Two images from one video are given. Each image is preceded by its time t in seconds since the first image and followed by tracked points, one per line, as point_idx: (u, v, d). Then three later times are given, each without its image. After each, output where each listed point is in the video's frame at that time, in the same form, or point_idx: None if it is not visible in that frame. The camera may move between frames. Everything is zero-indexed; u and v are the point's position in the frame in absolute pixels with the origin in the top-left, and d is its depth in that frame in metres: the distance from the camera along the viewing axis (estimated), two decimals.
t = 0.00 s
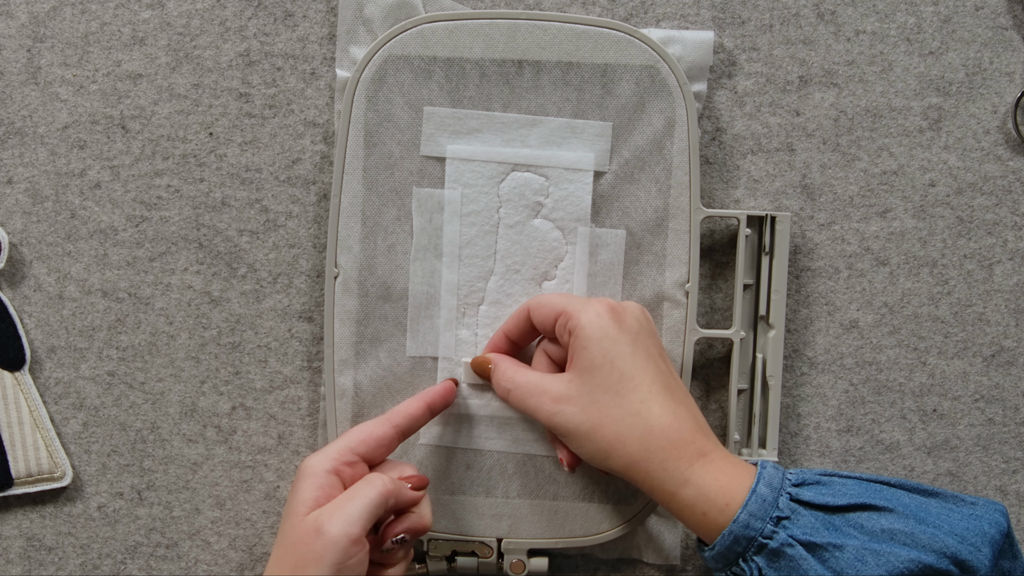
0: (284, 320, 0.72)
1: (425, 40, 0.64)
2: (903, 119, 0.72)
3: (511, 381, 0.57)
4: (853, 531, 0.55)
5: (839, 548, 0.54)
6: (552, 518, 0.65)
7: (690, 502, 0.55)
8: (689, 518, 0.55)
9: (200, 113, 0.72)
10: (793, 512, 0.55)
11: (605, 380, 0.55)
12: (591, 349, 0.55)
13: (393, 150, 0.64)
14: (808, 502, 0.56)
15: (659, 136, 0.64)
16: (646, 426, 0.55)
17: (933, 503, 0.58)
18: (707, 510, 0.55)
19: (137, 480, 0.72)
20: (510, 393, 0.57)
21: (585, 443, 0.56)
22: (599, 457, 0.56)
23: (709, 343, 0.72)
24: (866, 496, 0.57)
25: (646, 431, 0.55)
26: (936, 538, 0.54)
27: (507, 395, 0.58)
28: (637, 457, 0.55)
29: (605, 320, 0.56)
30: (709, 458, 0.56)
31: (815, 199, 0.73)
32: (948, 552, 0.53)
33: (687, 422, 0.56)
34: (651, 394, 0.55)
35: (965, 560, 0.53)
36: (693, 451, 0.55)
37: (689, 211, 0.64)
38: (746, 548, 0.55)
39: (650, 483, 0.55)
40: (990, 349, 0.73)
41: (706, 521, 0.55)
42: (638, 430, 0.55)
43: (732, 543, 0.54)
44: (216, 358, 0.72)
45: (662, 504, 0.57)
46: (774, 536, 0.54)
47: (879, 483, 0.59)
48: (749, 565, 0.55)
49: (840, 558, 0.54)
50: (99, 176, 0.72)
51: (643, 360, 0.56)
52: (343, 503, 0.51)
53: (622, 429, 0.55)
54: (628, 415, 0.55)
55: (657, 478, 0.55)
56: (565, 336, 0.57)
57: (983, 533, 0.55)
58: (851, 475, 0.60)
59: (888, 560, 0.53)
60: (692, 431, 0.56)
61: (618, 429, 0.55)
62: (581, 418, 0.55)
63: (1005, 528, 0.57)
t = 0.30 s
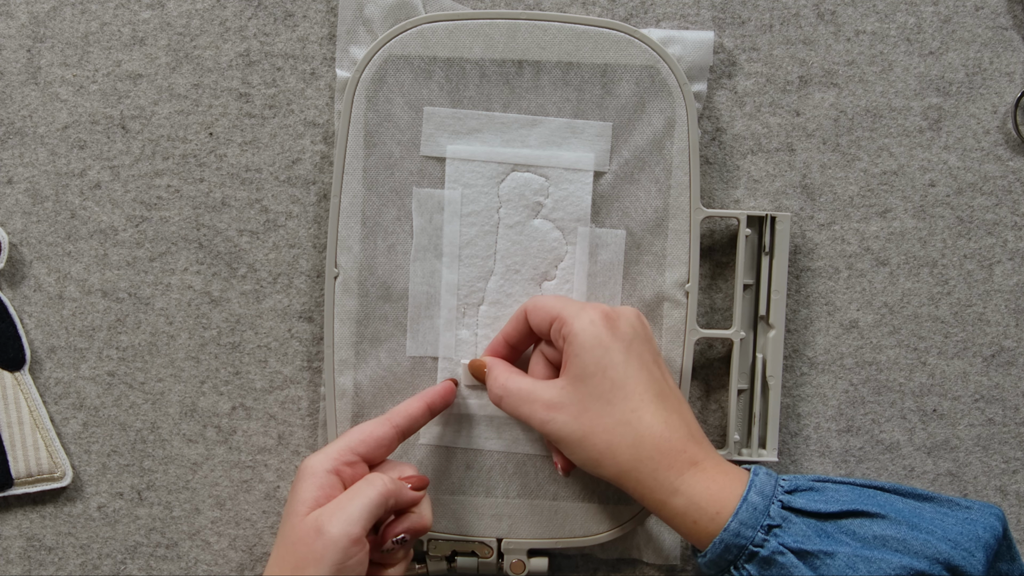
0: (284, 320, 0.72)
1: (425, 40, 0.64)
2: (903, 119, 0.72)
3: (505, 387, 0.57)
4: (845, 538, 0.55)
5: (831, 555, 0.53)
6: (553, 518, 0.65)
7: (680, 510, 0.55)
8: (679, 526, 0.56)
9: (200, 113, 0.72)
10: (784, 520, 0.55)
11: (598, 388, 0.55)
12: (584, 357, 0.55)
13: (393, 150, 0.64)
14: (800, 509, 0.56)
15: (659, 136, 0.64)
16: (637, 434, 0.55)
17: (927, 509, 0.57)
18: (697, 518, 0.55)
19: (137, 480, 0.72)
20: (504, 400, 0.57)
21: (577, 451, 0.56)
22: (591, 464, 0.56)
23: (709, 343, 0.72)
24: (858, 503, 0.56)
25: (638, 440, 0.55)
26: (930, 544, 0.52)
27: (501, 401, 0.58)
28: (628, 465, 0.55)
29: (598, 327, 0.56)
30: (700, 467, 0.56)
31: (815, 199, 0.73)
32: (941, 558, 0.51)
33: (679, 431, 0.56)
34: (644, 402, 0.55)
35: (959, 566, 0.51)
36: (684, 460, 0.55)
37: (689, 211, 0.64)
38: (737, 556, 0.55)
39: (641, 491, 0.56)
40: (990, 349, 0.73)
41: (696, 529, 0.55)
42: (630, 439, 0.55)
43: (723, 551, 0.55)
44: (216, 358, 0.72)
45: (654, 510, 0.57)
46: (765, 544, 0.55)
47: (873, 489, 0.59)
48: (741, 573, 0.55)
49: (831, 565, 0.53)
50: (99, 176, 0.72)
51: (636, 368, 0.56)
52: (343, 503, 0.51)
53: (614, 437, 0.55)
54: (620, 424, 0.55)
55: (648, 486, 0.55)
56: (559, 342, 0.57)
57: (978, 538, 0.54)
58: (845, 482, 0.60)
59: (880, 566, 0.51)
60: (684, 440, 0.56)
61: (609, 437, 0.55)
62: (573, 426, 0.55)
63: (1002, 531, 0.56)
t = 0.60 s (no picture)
0: (284, 320, 0.72)
1: (425, 40, 0.64)
2: (903, 119, 0.72)
3: (500, 393, 0.57)
4: (840, 542, 0.55)
5: (825, 559, 0.53)
6: (553, 518, 0.65)
7: (674, 515, 0.56)
8: (673, 530, 0.56)
9: (200, 113, 0.72)
10: (778, 525, 0.55)
11: (592, 394, 0.55)
12: (578, 362, 0.55)
13: (393, 150, 0.64)
14: (794, 514, 0.56)
15: (659, 136, 0.64)
16: (631, 440, 0.55)
17: (923, 512, 0.57)
18: (690, 524, 0.56)
19: (137, 480, 0.72)
20: (499, 405, 0.57)
21: (571, 456, 0.56)
22: (585, 470, 0.57)
23: (709, 343, 0.72)
24: (853, 507, 0.56)
25: (631, 446, 0.55)
26: (925, 547, 0.52)
27: (496, 405, 0.58)
28: (622, 471, 0.56)
29: (592, 333, 0.56)
30: (694, 472, 0.56)
31: (815, 199, 0.73)
32: (936, 561, 0.51)
33: (673, 436, 0.56)
34: (637, 408, 0.56)
35: (954, 569, 0.51)
36: (677, 466, 0.56)
37: (689, 211, 0.64)
38: (731, 561, 0.55)
39: (634, 496, 0.56)
40: (990, 349, 0.73)
41: (690, 535, 0.56)
42: (623, 445, 0.55)
43: (717, 555, 0.55)
44: (216, 358, 0.72)
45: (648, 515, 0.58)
46: (758, 549, 0.55)
47: (869, 493, 0.59)
48: None
49: (825, 570, 0.52)
50: (99, 176, 0.72)
51: (630, 373, 0.56)
52: (374, 522, 0.51)
53: (608, 443, 0.55)
54: (614, 430, 0.55)
55: (641, 491, 0.56)
56: (554, 347, 0.57)
57: (974, 540, 0.53)
58: (841, 485, 0.60)
59: (874, 570, 0.51)
60: (677, 446, 0.56)
61: (603, 442, 0.55)
62: (567, 432, 0.56)
63: (1000, 533, 0.56)
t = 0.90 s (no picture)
0: (284, 320, 0.72)
1: (425, 40, 0.64)
2: (903, 119, 0.73)
3: (496, 395, 0.57)
4: (836, 543, 0.55)
5: (819, 561, 0.53)
6: (553, 518, 0.65)
7: (669, 516, 0.56)
8: (669, 531, 0.56)
9: (200, 113, 0.72)
10: (773, 527, 0.55)
11: (586, 396, 0.56)
12: (572, 364, 0.55)
13: (393, 150, 0.64)
14: (790, 515, 0.56)
15: (659, 136, 0.64)
16: (625, 442, 0.56)
17: (921, 512, 0.57)
18: (685, 525, 0.56)
19: (137, 480, 0.72)
20: (496, 407, 0.58)
21: (566, 457, 0.57)
22: (581, 471, 0.57)
23: (709, 343, 0.72)
24: (850, 508, 0.56)
25: (626, 448, 0.56)
26: (920, 549, 0.52)
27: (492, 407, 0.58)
28: (616, 473, 0.56)
29: (586, 335, 0.56)
30: (689, 474, 0.56)
31: (815, 199, 0.73)
32: (931, 563, 0.51)
33: (668, 437, 0.56)
34: (631, 410, 0.56)
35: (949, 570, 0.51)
36: (672, 468, 0.56)
37: (689, 211, 0.64)
38: (727, 562, 0.55)
39: (629, 497, 0.56)
40: (991, 349, 0.73)
41: (685, 536, 0.56)
42: (618, 446, 0.56)
43: (712, 556, 0.55)
44: (216, 358, 0.72)
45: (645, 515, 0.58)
46: (753, 550, 0.55)
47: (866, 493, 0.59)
48: None
49: (819, 571, 0.52)
50: (99, 176, 0.72)
51: (624, 374, 0.56)
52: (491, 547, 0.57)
53: (601, 445, 0.56)
54: (608, 431, 0.56)
55: (636, 492, 0.56)
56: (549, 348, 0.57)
57: (971, 542, 0.53)
58: (838, 486, 0.59)
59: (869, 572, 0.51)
60: (673, 447, 0.56)
61: (597, 444, 0.56)
62: (562, 434, 0.56)
63: (997, 535, 0.55)
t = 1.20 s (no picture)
0: (284, 320, 0.72)
1: (425, 40, 0.64)
2: (903, 119, 0.72)
3: (494, 396, 0.58)
4: (832, 545, 0.55)
5: (816, 563, 0.53)
6: (553, 518, 0.65)
7: (665, 518, 0.56)
8: (665, 533, 0.56)
9: (200, 113, 0.72)
10: (770, 529, 0.55)
11: (583, 397, 0.55)
12: (569, 366, 0.55)
13: (393, 150, 0.64)
14: (787, 517, 0.56)
15: (659, 136, 0.64)
16: (622, 444, 0.55)
17: (918, 514, 0.57)
18: (682, 527, 0.56)
19: (137, 480, 0.72)
20: (493, 408, 0.58)
21: (563, 459, 0.57)
22: (577, 472, 0.57)
23: (709, 343, 0.72)
24: (846, 510, 0.56)
25: (623, 449, 0.56)
26: (917, 551, 0.52)
27: (490, 408, 0.58)
28: (613, 474, 0.56)
29: (583, 336, 0.56)
30: (686, 476, 0.56)
31: (815, 199, 0.73)
32: (927, 565, 0.51)
33: (666, 439, 0.56)
34: (628, 411, 0.56)
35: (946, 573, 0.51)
36: (668, 469, 0.56)
37: (689, 211, 0.64)
38: (723, 564, 0.55)
39: (626, 499, 0.56)
40: (990, 349, 0.73)
41: (682, 537, 0.56)
42: (614, 448, 0.56)
43: (708, 559, 0.55)
44: (216, 358, 0.72)
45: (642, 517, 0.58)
46: (749, 552, 0.55)
47: (863, 494, 0.58)
48: None
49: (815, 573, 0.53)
50: (99, 176, 0.72)
51: (621, 376, 0.56)
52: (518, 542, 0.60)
53: (598, 446, 0.56)
54: (605, 433, 0.56)
55: (633, 494, 0.56)
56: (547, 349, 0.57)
57: (967, 544, 0.53)
58: (835, 487, 0.59)
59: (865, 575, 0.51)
60: (669, 448, 0.56)
61: (593, 445, 0.56)
62: (559, 435, 0.56)
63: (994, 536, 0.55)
